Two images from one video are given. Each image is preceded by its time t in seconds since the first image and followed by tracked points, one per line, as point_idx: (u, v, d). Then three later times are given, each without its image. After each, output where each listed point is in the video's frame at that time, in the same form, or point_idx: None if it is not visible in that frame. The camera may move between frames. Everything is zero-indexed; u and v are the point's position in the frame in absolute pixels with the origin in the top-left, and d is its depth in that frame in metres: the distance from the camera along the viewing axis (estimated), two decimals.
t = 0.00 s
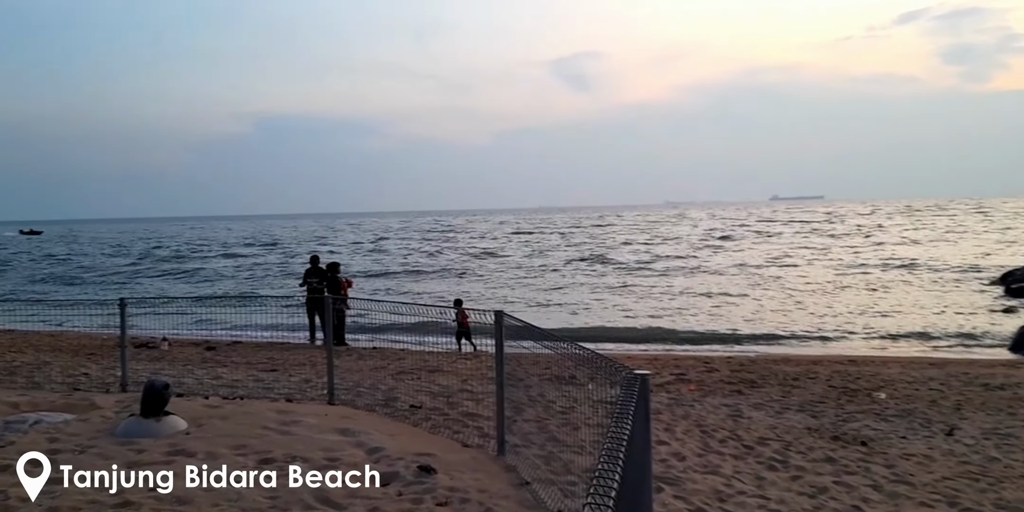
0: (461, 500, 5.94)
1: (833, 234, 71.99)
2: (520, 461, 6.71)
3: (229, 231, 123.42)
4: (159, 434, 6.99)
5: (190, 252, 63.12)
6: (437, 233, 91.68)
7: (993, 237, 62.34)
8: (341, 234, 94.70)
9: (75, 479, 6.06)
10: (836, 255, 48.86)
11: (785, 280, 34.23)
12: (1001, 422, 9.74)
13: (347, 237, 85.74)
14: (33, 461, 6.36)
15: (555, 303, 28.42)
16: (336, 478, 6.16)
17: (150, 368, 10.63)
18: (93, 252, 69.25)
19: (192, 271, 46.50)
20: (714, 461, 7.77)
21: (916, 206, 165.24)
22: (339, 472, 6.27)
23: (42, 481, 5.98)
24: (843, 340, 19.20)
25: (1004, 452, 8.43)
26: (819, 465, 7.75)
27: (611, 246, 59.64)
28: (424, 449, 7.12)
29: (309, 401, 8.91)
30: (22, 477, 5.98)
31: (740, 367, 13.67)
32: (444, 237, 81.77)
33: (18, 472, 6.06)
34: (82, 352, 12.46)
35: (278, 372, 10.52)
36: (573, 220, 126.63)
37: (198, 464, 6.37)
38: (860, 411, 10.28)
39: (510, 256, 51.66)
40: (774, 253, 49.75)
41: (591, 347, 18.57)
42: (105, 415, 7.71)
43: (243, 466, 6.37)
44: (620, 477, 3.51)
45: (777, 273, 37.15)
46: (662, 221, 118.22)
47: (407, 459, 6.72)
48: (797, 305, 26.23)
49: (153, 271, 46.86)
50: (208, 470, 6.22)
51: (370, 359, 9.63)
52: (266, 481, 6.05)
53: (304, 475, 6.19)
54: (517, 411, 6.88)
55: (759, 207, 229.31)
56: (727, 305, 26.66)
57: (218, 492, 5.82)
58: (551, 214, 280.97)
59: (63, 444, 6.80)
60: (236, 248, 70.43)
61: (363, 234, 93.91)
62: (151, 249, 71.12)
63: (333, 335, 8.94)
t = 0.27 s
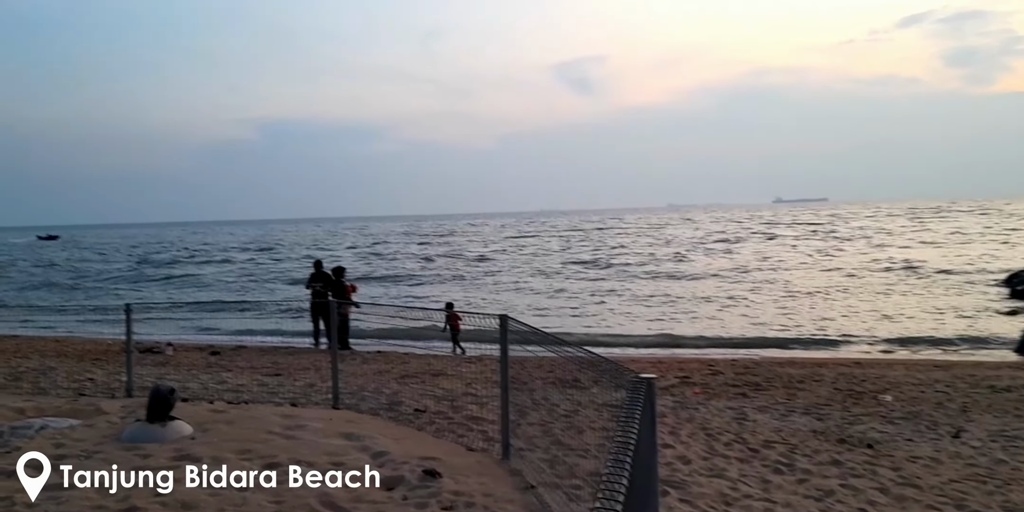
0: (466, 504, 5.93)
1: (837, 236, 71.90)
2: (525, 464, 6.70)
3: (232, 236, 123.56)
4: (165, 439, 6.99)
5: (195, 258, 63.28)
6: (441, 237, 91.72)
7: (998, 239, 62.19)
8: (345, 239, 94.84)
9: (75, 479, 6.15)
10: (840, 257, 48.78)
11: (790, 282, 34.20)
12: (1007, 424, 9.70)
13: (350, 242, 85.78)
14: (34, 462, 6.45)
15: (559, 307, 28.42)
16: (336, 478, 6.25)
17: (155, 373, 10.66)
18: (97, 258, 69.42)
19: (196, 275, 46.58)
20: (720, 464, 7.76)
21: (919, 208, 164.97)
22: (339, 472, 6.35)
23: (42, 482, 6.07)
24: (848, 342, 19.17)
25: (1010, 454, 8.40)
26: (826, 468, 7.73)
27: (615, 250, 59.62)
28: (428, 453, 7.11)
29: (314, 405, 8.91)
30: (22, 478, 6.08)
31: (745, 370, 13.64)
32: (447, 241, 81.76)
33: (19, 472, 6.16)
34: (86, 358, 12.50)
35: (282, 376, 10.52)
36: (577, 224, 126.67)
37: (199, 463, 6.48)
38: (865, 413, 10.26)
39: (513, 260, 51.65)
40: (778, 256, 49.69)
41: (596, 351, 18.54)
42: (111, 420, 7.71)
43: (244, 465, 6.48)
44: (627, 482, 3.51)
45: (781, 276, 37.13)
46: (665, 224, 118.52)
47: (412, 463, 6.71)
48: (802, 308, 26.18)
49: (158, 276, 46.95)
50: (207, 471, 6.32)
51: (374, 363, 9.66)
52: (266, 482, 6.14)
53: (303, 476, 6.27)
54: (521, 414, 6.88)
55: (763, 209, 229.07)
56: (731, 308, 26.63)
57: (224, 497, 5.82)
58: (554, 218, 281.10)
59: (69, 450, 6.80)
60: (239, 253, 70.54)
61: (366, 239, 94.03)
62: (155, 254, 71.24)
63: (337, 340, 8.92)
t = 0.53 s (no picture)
0: (469, 508, 5.93)
1: (838, 239, 71.88)
2: (529, 468, 6.71)
3: (234, 241, 123.60)
4: (169, 444, 7.00)
5: (197, 263, 63.24)
6: (442, 241, 91.72)
7: (999, 240, 62.17)
8: (346, 243, 94.79)
9: (75, 479, 6.23)
10: (842, 259, 48.75)
11: (792, 285, 34.17)
12: (1011, 425, 9.70)
13: (351, 246, 85.84)
14: (34, 464, 6.53)
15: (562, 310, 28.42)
16: (336, 478, 6.33)
17: (158, 377, 10.69)
18: (100, 263, 69.38)
19: (198, 280, 46.62)
20: (723, 467, 7.76)
21: (921, 210, 164.91)
22: (339, 472, 6.43)
23: (42, 481, 6.15)
24: (851, 345, 19.15)
25: (1013, 455, 8.40)
26: (829, 470, 7.73)
27: (617, 253, 59.64)
28: (432, 456, 7.12)
29: (317, 409, 8.91)
30: (22, 478, 6.17)
31: (748, 373, 13.63)
32: (449, 244, 81.77)
33: (20, 473, 6.25)
34: (90, 362, 12.54)
35: (285, 380, 10.55)
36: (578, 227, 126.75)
37: (200, 465, 6.55)
38: (868, 416, 10.25)
39: (515, 264, 51.68)
40: (780, 259, 49.66)
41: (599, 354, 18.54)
42: (115, 425, 7.73)
43: (245, 466, 6.55)
44: (631, 484, 3.52)
45: (783, 279, 37.08)
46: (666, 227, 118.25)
47: (415, 467, 6.72)
48: (805, 310, 26.17)
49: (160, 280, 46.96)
50: (207, 470, 6.41)
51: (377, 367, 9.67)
52: (266, 482, 6.22)
53: (303, 476, 6.36)
54: (524, 418, 6.88)
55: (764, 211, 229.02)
56: (733, 310, 26.63)
57: (227, 501, 5.82)
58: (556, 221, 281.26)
59: (73, 454, 6.81)
60: (241, 257, 70.58)
61: (367, 243, 93.95)
62: (157, 259, 71.32)
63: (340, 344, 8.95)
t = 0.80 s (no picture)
0: None
1: (836, 242, 71.95)
2: (527, 473, 6.69)
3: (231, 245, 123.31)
4: (167, 450, 6.97)
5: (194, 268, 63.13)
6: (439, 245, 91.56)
7: (997, 243, 62.18)
8: (343, 247, 94.67)
9: (75, 480, 6.31)
10: (840, 262, 48.78)
11: (789, 289, 34.18)
12: (1009, 429, 9.70)
13: (349, 250, 85.74)
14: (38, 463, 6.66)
15: (560, 314, 28.41)
16: (335, 478, 6.44)
17: (155, 383, 10.67)
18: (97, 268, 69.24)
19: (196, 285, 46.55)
20: (722, 471, 7.75)
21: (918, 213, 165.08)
22: (339, 472, 6.54)
23: (43, 480, 6.26)
24: (849, 348, 19.16)
25: (1012, 459, 8.39)
26: (829, 474, 7.72)
27: (615, 257, 59.70)
28: (430, 462, 7.10)
29: (315, 414, 8.90)
30: (23, 477, 6.27)
31: (746, 377, 13.63)
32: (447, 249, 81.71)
33: (21, 473, 6.36)
34: (87, 368, 12.52)
35: (283, 386, 10.54)
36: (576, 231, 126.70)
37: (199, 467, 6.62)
38: (867, 420, 10.25)
39: (513, 268, 51.66)
40: (778, 263, 49.70)
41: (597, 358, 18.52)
42: (112, 431, 7.71)
43: (244, 468, 6.61)
44: (629, 488, 3.51)
45: (780, 283, 37.09)
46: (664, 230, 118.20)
47: (414, 473, 6.69)
48: (804, 314, 26.18)
49: (156, 285, 46.89)
50: (207, 471, 6.49)
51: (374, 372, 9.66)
52: (266, 482, 6.32)
53: (303, 476, 6.47)
54: (522, 422, 6.86)
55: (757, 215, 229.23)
56: (731, 315, 26.64)
57: (225, 507, 5.78)
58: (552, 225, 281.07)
59: (70, 460, 6.78)
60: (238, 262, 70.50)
61: (364, 247, 93.85)
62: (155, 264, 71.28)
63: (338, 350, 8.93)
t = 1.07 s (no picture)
0: None
1: (831, 246, 72.09)
2: (522, 477, 6.69)
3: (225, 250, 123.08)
4: (161, 455, 6.95)
5: (188, 272, 62.93)
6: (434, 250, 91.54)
7: (990, 248, 62.39)
8: (338, 252, 94.43)
9: (75, 480, 6.40)
10: (834, 267, 48.91)
11: (784, 294, 34.21)
12: (1003, 433, 9.72)
13: (343, 255, 85.64)
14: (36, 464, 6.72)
15: (555, 319, 28.40)
16: (336, 478, 6.54)
17: (149, 387, 10.65)
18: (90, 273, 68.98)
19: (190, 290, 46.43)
20: (717, 475, 7.75)
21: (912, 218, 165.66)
22: (340, 472, 6.65)
23: (43, 481, 6.33)
24: (843, 353, 19.19)
25: (1006, 463, 8.42)
26: (823, 478, 7.73)
27: (610, 261, 59.74)
28: (425, 466, 7.10)
29: (309, 419, 8.88)
30: (24, 479, 6.34)
31: (741, 381, 13.63)
32: (442, 253, 81.69)
33: (22, 474, 6.43)
34: (80, 373, 12.48)
35: (277, 390, 10.53)
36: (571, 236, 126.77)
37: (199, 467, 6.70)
38: (862, 424, 10.27)
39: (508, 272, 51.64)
40: (772, 267, 49.76)
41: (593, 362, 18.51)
42: (105, 436, 7.68)
43: (243, 468, 6.71)
44: (626, 490, 3.53)
45: (775, 287, 37.14)
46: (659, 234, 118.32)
47: (408, 477, 6.68)
48: (799, 318, 26.23)
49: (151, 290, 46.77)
50: (207, 471, 6.58)
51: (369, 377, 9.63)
52: (266, 481, 6.41)
53: (303, 476, 6.56)
54: (517, 427, 6.86)
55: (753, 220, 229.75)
56: (726, 319, 26.66)
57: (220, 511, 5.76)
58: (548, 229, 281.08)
59: (64, 465, 6.75)
60: (232, 266, 70.35)
61: (358, 252, 93.66)
62: (149, 269, 71.11)
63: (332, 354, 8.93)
